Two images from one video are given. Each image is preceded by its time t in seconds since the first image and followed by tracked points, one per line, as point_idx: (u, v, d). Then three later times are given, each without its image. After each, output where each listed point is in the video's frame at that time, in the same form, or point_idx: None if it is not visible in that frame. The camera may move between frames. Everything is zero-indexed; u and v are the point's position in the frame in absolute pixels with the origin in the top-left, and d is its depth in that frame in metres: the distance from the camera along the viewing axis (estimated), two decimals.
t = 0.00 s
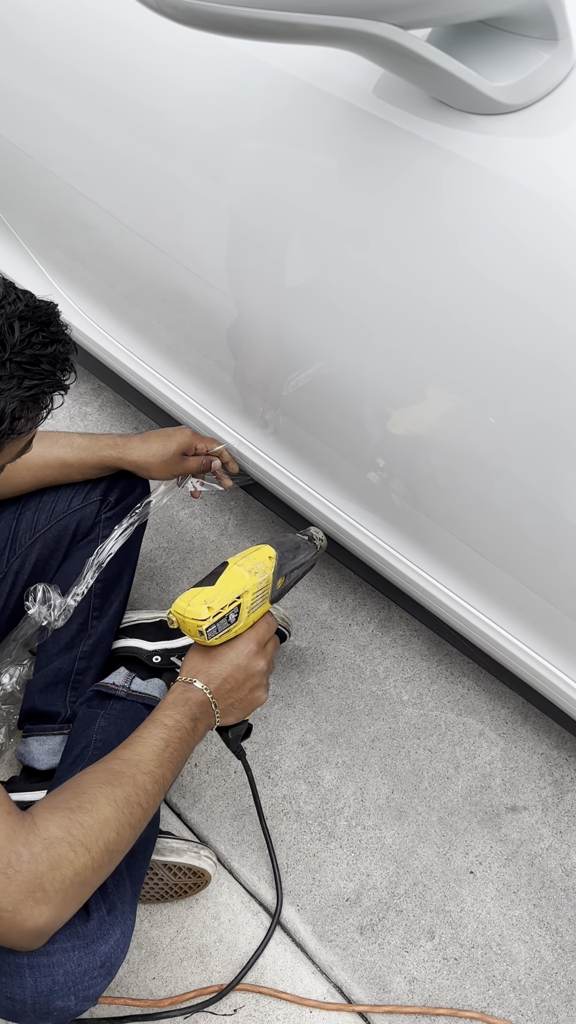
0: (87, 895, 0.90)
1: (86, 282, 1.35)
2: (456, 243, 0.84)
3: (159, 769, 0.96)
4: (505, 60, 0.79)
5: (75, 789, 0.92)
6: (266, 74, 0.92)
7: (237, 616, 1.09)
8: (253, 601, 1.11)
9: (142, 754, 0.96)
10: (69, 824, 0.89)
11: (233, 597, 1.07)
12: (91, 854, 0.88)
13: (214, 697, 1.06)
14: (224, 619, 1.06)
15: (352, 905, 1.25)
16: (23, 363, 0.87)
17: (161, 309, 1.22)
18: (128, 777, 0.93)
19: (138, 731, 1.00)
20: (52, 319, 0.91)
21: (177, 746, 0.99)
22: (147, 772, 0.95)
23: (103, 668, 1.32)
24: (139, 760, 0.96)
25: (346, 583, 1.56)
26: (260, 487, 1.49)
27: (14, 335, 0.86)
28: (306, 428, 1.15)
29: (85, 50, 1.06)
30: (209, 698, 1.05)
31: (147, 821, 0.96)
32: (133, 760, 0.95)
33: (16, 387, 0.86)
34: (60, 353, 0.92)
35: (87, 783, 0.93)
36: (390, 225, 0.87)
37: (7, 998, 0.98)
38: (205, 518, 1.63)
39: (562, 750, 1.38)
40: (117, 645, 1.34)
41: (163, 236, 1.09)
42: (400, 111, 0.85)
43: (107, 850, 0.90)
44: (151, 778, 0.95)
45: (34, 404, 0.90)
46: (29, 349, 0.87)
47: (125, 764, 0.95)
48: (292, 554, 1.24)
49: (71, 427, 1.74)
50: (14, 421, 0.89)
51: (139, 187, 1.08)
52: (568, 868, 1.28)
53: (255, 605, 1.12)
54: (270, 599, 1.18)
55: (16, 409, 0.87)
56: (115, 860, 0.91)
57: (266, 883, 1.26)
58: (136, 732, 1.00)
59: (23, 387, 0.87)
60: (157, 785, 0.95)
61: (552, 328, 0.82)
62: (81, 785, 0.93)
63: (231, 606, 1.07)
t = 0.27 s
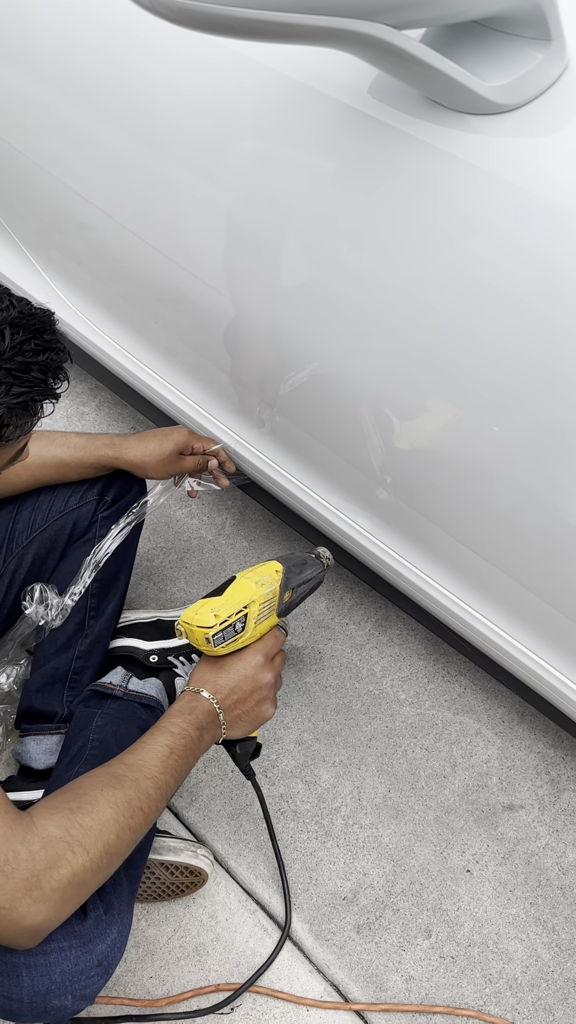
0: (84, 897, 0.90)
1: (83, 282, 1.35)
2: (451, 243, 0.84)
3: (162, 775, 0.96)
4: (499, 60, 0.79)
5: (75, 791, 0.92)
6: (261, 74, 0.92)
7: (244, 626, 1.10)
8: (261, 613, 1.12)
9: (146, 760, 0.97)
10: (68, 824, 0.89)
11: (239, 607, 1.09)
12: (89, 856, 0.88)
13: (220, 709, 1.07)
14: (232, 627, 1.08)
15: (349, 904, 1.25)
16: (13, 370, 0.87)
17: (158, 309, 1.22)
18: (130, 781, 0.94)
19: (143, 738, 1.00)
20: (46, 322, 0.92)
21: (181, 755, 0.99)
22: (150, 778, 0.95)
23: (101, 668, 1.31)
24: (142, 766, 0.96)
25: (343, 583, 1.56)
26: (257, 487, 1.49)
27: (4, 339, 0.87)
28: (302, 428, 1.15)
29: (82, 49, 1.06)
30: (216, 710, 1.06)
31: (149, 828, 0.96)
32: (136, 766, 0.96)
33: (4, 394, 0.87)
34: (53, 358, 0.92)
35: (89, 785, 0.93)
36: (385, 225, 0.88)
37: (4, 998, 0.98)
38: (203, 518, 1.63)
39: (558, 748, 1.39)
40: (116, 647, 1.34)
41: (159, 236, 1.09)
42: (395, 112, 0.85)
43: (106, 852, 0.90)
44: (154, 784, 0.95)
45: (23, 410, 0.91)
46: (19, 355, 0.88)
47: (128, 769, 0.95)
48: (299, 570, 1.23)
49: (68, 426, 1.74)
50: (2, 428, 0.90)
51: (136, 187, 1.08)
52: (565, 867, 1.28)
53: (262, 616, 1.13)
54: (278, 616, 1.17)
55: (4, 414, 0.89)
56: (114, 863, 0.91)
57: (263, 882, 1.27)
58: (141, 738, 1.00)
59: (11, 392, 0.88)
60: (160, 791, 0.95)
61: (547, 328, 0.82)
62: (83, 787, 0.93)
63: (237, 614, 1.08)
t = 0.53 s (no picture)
0: (80, 902, 0.90)
1: (81, 282, 1.35)
2: (449, 243, 0.84)
3: (165, 784, 0.96)
4: (496, 60, 0.79)
5: (75, 798, 0.92)
6: (259, 73, 0.92)
7: (259, 633, 1.06)
8: (276, 619, 1.08)
9: (149, 768, 0.96)
10: (66, 831, 0.89)
11: (255, 614, 1.04)
12: (86, 864, 0.88)
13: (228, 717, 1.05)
14: (244, 636, 1.04)
15: (348, 904, 1.25)
16: (7, 373, 0.89)
17: (156, 310, 1.22)
18: (132, 789, 0.94)
19: (149, 745, 1.00)
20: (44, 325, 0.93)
21: (186, 764, 0.99)
22: (152, 787, 0.95)
23: (99, 668, 1.32)
24: (145, 774, 0.96)
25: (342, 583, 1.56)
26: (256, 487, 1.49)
27: None
28: (301, 428, 1.15)
29: (80, 49, 1.06)
30: (224, 718, 1.04)
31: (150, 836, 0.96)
32: (139, 773, 0.95)
33: None
34: (49, 361, 0.93)
35: (89, 792, 0.93)
36: (383, 225, 0.88)
37: (2, 998, 0.98)
38: (201, 518, 1.63)
39: (557, 748, 1.39)
40: (112, 647, 1.35)
41: (157, 236, 1.10)
42: (393, 112, 0.86)
43: (104, 860, 0.90)
44: (156, 793, 0.95)
45: (15, 415, 0.92)
46: (14, 361, 0.89)
47: (130, 776, 0.95)
48: (318, 576, 1.19)
49: (67, 427, 1.74)
50: None
51: (134, 187, 1.08)
52: (563, 867, 1.28)
53: (278, 623, 1.09)
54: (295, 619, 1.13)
55: None
56: (112, 871, 0.91)
57: (261, 882, 1.27)
58: (146, 745, 1.00)
59: (4, 396, 0.89)
60: (162, 800, 0.95)
61: (545, 327, 0.82)
62: (83, 793, 0.93)
63: (251, 622, 1.04)
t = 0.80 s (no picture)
0: (81, 903, 0.90)
1: (81, 283, 1.35)
2: (451, 244, 0.84)
3: (167, 784, 0.95)
4: (497, 61, 0.79)
5: (76, 799, 0.92)
6: (259, 74, 0.92)
7: (259, 629, 1.04)
8: (275, 614, 1.07)
9: (151, 767, 0.96)
10: (66, 832, 0.89)
11: (254, 610, 1.03)
12: (86, 865, 0.88)
13: (232, 713, 1.04)
14: (244, 633, 1.03)
15: (348, 904, 1.25)
16: (6, 377, 0.89)
17: (156, 310, 1.22)
18: (133, 790, 0.93)
19: (151, 744, 0.99)
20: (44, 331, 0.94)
21: (188, 764, 0.98)
22: (154, 787, 0.94)
23: (99, 668, 1.32)
24: (146, 774, 0.95)
25: (342, 584, 1.56)
26: (256, 488, 1.49)
27: None
28: (301, 429, 1.15)
29: (80, 49, 1.06)
30: (228, 713, 1.03)
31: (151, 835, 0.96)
32: (141, 774, 0.95)
33: None
34: (48, 367, 0.94)
35: (90, 793, 0.93)
36: (384, 226, 0.87)
37: (3, 1000, 0.98)
38: (201, 518, 1.63)
39: (557, 749, 1.39)
40: (112, 647, 1.35)
41: (157, 236, 1.09)
42: (394, 112, 0.86)
43: (104, 861, 0.89)
44: (158, 793, 0.94)
45: (13, 418, 0.93)
46: (13, 366, 0.89)
47: (132, 777, 0.95)
48: (316, 572, 1.18)
49: (67, 427, 1.74)
50: None
51: (134, 187, 1.08)
52: (563, 867, 1.28)
53: (278, 617, 1.08)
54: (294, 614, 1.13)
55: None
56: (113, 871, 0.91)
57: (262, 883, 1.27)
58: (149, 744, 1.00)
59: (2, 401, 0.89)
60: (163, 800, 0.95)
61: (546, 328, 0.82)
62: (85, 794, 0.93)
63: (251, 618, 1.02)
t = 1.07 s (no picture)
0: (77, 908, 0.90)
1: (80, 282, 1.34)
2: (451, 244, 0.84)
3: (170, 795, 0.95)
4: (498, 60, 0.79)
5: (76, 804, 0.92)
6: (259, 73, 0.92)
7: (284, 648, 1.00)
8: (305, 635, 1.02)
9: (156, 777, 0.95)
10: (64, 838, 0.88)
11: (283, 629, 0.98)
12: (83, 872, 0.88)
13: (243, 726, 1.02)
14: (270, 649, 0.98)
15: (347, 904, 1.25)
16: None
17: (155, 310, 1.22)
18: (136, 799, 0.93)
19: (158, 752, 0.98)
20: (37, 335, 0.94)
21: (194, 776, 0.97)
22: (157, 797, 0.94)
23: (99, 668, 1.32)
24: (151, 783, 0.95)
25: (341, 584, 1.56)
26: (255, 488, 1.49)
27: None
28: (301, 429, 1.15)
29: (80, 48, 1.05)
30: (239, 727, 1.01)
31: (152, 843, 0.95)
32: (145, 783, 0.94)
33: None
34: (43, 371, 0.94)
35: (92, 800, 0.92)
36: (385, 226, 0.87)
37: (2, 1000, 0.98)
38: (201, 518, 1.63)
39: (556, 749, 1.39)
40: (111, 647, 1.35)
41: (157, 236, 1.09)
42: (394, 112, 0.86)
43: (101, 869, 0.89)
44: (161, 803, 0.94)
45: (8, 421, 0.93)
46: (7, 370, 0.90)
47: (135, 786, 0.94)
48: (356, 592, 1.12)
49: (66, 426, 1.74)
50: None
51: (134, 187, 1.08)
52: (563, 867, 1.28)
53: (307, 638, 1.03)
54: (326, 634, 1.07)
55: None
56: (111, 879, 0.91)
57: (261, 883, 1.27)
58: (156, 751, 0.99)
59: None
60: (166, 810, 0.94)
61: (546, 328, 0.82)
62: (86, 799, 0.93)
63: (279, 637, 0.98)
